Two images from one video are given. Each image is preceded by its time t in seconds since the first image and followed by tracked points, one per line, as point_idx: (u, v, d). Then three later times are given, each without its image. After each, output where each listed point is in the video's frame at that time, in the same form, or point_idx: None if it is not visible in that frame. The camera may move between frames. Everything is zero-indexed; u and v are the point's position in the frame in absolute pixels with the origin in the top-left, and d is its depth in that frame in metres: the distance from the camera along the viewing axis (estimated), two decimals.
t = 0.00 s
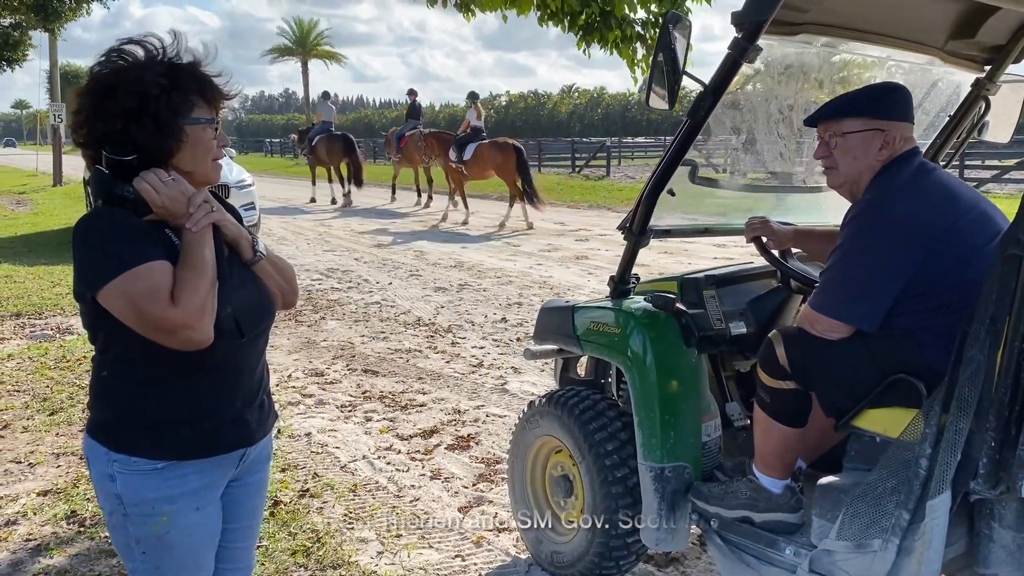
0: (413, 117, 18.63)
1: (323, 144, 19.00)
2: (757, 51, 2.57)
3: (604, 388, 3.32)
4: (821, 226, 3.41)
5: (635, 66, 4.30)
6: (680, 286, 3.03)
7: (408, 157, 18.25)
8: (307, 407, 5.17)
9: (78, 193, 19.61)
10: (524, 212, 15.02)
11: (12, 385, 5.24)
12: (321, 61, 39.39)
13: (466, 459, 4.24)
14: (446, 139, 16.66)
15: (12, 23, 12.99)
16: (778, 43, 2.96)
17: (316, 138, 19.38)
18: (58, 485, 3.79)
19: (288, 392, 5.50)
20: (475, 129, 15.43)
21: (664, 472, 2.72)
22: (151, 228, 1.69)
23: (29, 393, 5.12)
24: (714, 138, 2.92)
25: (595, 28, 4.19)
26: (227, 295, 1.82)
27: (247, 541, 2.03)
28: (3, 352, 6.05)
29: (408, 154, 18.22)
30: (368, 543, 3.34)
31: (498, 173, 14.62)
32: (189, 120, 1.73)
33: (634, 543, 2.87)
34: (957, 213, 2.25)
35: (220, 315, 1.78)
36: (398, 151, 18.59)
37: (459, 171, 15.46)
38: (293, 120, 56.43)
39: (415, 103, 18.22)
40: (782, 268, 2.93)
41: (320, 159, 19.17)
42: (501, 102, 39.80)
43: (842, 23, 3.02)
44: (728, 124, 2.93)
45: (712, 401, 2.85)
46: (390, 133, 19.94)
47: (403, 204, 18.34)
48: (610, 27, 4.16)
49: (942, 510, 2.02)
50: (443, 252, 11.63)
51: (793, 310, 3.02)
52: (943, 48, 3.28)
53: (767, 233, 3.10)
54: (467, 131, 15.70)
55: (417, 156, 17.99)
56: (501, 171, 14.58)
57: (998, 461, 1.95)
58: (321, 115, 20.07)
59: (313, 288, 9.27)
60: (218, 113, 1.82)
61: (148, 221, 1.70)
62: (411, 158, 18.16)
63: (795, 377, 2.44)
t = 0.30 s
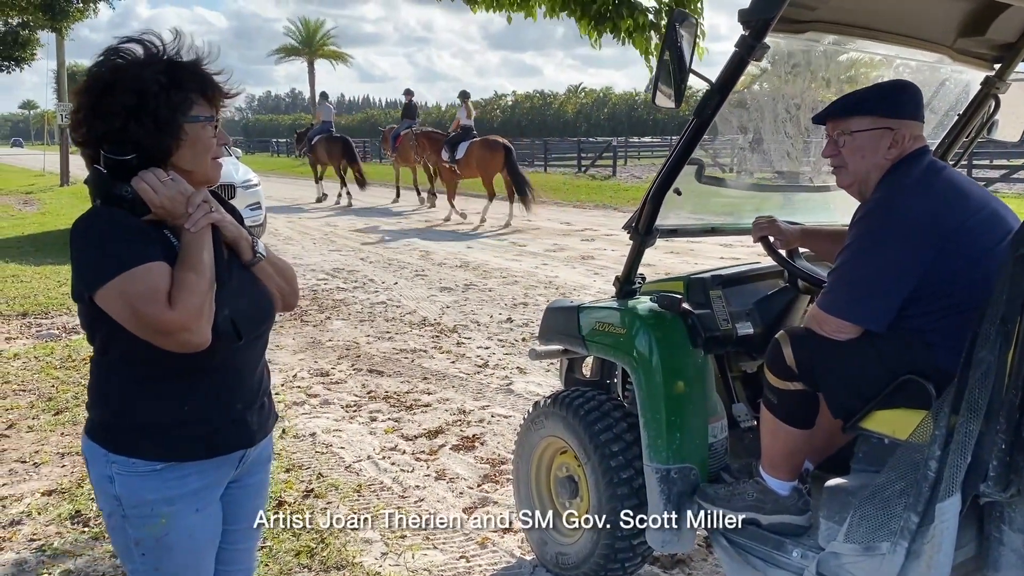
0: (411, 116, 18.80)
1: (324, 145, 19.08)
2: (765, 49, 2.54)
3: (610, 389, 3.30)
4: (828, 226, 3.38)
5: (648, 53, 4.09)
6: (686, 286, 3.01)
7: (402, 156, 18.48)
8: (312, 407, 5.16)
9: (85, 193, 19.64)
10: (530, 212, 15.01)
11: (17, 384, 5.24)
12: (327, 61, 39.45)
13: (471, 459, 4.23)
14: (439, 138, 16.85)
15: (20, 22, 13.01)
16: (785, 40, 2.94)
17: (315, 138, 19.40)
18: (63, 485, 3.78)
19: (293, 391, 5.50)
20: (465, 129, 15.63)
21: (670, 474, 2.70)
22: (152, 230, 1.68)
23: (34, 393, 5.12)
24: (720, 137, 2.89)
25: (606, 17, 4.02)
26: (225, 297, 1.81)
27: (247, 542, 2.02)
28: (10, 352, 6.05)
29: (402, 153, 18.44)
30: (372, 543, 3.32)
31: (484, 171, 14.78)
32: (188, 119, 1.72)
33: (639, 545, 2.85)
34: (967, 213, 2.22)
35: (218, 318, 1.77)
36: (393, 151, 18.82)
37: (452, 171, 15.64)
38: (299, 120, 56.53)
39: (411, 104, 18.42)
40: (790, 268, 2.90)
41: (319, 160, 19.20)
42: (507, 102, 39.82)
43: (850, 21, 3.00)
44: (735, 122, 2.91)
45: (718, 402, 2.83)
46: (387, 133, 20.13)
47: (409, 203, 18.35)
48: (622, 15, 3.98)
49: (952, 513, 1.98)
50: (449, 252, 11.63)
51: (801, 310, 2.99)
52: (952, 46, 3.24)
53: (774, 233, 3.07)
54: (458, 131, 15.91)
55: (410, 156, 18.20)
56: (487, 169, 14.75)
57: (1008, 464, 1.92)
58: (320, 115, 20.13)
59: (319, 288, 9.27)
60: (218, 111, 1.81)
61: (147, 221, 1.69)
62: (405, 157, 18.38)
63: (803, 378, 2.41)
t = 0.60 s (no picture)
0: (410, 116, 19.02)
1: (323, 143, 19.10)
2: (769, 48, 2.52)
3: (614, 390, 3.28)
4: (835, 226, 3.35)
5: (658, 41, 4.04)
6: (690, 286, 2.98)
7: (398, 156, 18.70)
8: (316, 406, 5.15)
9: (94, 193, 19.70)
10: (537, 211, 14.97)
11: (23, 383, 5.26)
12: (336, 61, 39.50)
13: (475, 460, 4.21)
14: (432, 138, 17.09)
15: (31, 23, 13.04)
16: (791, 38, 2.91)
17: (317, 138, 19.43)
18: (67, 485, 3.79)
19: (297, 391, 5.49)
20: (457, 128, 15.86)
21: (673, 476, 2.69)
22: (146, 230, 1.67)
23: (40, 392, 5.14)
24: (724, 136, 2.87)
25: (617, 7, 3.97)
26: (222, 298, 1.80)
27: (246, 543, 2.01)
28: (17, 351, 6.08)
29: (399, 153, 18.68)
30: (375, 544, 3.31)
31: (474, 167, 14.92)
32: (183, 118, 1.71)
33: (642, 547, 2.83)
34: (974, 213, 2.20)
35: (214, 320, 1.76)
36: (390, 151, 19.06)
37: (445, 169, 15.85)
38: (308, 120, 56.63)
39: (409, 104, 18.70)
40: (794, 268, 2.87)
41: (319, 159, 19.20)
42: (515, 101, 39.79)
43: (856, 18, 2.97)
44: (739, 122, 2.88)
45: (722, 403, 2.81)
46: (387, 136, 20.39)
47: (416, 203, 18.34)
48: (633, 6, 3.91)
49: (958, 516, 1.98)
50: (455, 251, 11.61)
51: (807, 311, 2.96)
52: (959, 43, 3.21)
53: (779, 233, 3.04)
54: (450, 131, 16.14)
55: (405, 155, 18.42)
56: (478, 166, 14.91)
57: (1014, 467, 1.93)
58: (323, 114, 20.17)
59: (325, 287, 9.27)
60: (214, 111, 1.80)
61: (142, 222, 1.68)
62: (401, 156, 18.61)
63: (807, 380, 2.39)
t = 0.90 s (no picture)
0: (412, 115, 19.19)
1: (325, 141, 19.28)
2: (771, 46, 2.49)
3: (615, 391, 3.25)
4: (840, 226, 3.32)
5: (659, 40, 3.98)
6: (692, 286, 2.95)
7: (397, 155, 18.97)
8: (319, 405, 5.15)
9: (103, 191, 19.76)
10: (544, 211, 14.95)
11: (28, 381, 5.28)
12: (345, 59, 39.57)
13: (477, 460, 4.20)
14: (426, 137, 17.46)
15: (43, 25, 13.06)
16: (794, 36, 2.88)
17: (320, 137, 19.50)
18: (68, 484, 3.79)
19: (301, 390, 5.49)
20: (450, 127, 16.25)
21: (674, 478, 2.67)
22: (138, 228, 1.65)
23: (44, 390, 5.14)
24: (727, 134, 2.84)
25: (618, 6, 3.90)
26: (215, 296, 1.78)
27: (239, 544, 1.99)
28: (23, 349, 6.10)
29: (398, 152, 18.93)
30: (375, 545, 3.30)
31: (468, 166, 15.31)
32: (175, 117, 1.69)
33: (642, 550, 2.81)
34: (979, 214, 2.16)
35: (209, 317, 1.74)
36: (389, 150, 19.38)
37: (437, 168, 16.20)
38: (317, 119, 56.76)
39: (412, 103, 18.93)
40: (798, 269, 2.83)
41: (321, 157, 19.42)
42: (524, 100, 39.76)
43: (861, 15, 2.93)
44: (742, 120, 2.85)
45: (724, 404, 2.78)
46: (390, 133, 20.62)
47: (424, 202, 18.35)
48: (634, 5, 3.84)
49: (959, 523, 1.95)
50: (462, 250, 11.60)
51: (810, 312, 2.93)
52: (966, 42, 3.18)
53: (781, 233, 3.02)
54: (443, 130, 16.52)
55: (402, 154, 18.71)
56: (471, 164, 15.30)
57: (1018, 471, 1.89)
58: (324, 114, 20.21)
59: (331, 286, 9.27)
60: (207, 109, 1.78)
61: (135, 220, 1.66)
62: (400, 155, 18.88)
63: (809, 383, 2.37)
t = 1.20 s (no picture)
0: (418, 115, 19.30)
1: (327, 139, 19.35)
2: (773, 45, 2.46)
3: (617, 393, 3.24)
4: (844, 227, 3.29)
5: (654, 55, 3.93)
6: (693, 288, 2.93)
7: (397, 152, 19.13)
8: (323, 405, 5.15)
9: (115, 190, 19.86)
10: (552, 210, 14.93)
11: (34, 380, 5.30)
12: (356, 59, 39.65)
13: (480, 461, 4.18)
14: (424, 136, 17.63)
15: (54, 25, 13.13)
16: (797, 36, 2.85)
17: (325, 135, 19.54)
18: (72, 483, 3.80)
19: (306, 390, 5.49)
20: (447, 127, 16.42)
21: (674, 482, 2.65)
22: (128, 229, 1.65)
23: (50, 389, 5.16)
24: (728, 135, 2.81)
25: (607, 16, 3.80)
26: (205, 298, 1.78)
27: (232, 547, 1.98)
28: (31, 348, 6.13)
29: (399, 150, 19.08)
30: (375, 546, 3.29)
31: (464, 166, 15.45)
32: (165, 117, 1.69)
33: (642, 555, 2.79)
34: (982, 217, 2.13)
35: (201, 317, 1.73)
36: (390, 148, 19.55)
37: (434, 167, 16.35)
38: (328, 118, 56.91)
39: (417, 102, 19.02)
40: (800, 271, 2.82)
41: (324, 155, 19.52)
42: (534, 99, 39.72)
43: (865, 15, 2.90)
44: (744, 120, 2.83)
45: (725, 407, 2.76)
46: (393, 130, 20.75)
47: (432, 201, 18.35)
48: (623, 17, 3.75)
49: (959, 530, 1.90)
50: (470, 250, 11.59)
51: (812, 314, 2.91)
52: (973, 41, 3.14)
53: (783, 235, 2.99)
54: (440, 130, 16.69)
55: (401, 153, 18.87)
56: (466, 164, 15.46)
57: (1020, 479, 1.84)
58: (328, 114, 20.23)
59: (339, 285, 9.27)
60: (199, 109, 1.78)
61: (125, 221, 1.66)
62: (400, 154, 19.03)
63: (810, 387, 2.35)
